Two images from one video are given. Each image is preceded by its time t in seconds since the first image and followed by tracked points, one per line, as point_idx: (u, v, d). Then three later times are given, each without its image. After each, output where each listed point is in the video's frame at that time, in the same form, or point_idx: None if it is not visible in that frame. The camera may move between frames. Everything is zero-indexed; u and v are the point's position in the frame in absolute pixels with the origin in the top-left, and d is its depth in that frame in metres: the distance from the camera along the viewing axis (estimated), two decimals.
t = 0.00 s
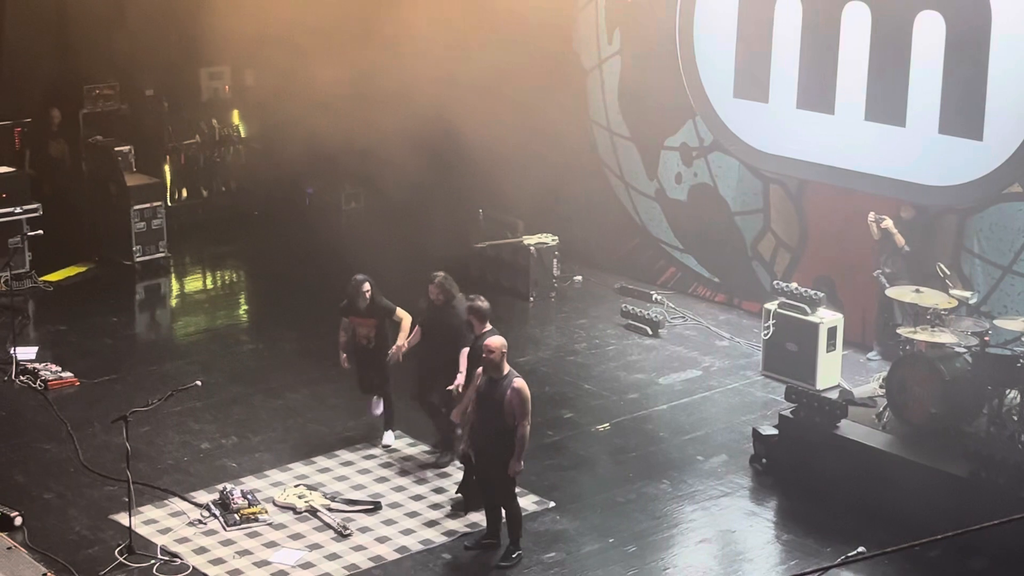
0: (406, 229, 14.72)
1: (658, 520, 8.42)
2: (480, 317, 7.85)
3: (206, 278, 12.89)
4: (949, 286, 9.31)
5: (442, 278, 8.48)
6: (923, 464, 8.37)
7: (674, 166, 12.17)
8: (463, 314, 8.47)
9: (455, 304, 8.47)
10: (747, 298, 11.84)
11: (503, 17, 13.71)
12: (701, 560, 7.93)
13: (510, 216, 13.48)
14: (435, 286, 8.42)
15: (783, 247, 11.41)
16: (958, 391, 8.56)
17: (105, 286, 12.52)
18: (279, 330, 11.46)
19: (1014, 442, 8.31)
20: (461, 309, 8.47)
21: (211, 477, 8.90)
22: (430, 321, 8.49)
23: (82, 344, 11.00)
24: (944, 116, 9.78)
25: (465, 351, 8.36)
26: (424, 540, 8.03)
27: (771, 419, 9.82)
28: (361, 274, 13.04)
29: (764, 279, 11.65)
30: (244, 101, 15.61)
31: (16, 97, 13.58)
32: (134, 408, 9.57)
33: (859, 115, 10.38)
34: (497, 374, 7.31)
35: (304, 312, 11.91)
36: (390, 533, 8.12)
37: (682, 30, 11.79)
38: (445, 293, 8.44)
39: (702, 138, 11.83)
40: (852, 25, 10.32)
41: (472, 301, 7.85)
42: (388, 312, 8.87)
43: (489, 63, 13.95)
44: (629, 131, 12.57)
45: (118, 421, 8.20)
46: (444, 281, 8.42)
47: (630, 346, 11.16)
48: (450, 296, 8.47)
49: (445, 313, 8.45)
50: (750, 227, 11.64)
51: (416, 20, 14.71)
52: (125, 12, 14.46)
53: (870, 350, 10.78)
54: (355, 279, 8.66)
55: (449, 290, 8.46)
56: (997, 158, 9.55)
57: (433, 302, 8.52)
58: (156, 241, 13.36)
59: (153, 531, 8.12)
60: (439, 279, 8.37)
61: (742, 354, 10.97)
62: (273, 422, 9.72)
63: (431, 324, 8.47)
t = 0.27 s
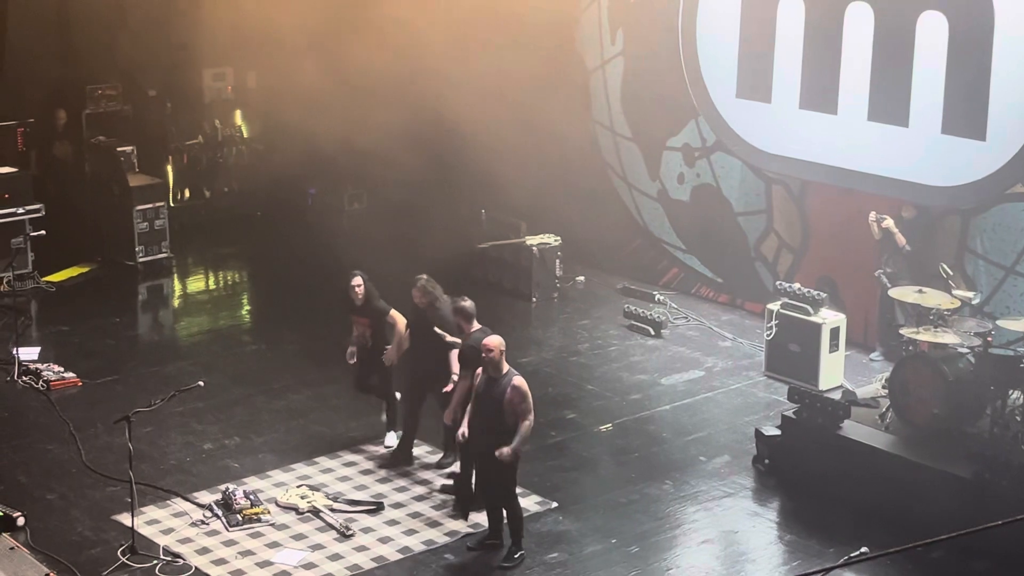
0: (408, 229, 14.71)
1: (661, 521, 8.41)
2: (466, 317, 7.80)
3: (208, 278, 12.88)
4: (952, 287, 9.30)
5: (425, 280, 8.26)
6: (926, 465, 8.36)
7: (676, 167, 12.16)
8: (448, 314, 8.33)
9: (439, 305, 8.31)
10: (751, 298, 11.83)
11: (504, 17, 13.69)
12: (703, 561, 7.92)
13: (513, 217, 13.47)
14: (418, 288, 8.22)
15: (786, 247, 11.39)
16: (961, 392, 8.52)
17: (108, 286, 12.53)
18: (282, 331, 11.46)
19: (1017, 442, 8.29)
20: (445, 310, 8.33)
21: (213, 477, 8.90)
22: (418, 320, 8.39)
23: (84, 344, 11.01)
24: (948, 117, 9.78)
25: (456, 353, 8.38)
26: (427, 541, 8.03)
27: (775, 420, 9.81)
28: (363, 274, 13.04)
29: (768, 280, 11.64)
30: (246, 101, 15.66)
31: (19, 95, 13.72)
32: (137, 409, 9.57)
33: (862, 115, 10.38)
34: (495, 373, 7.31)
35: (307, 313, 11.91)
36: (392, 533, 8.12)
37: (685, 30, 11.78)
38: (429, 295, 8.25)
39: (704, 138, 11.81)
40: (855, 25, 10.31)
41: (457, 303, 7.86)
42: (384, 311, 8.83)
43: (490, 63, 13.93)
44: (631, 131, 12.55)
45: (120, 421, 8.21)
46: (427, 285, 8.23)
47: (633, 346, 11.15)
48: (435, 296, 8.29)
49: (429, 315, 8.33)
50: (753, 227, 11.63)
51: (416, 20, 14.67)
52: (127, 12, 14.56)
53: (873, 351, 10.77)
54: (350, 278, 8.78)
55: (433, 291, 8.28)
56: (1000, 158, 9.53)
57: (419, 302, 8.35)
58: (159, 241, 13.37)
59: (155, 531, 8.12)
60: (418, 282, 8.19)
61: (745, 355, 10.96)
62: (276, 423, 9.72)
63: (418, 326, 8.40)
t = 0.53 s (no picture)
0: (411, 230, 14.72)
1: (663, 521, 8.42)
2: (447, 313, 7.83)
3: (211, 279, 12.87)
4: (955, 288, 9.30)
5: (403, 281, 8.24)
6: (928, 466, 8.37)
7: (678, 168, 12.16)
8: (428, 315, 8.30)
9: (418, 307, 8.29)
10: (753, 299, 11.82)
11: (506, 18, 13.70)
12: (706, 561, 7.93)
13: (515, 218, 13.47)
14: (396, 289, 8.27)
15: (788, 248, 11.38)
16: (965, 392, 8.51)
17: (110, 287, 12.53)
18: (285, 331, 11.48)
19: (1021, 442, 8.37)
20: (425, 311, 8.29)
21: (216, 478, 8.90)
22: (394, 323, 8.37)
23: (86, 345, 11.01)
24: (950, 117, 9.77)
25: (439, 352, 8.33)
26: (429, 542, 8.03)
27: (777, 421, 9.81)
28: (365, 275, 13.05)
29: (770, 280, 11.63)
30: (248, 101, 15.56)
31: (20, 95, 13.54)
32: (139, 410, 9.57)
33: (865, 116, 10.37)
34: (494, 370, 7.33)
35: (309, 313, 11.92)
36: (394, 535, 8.12)
37: (688, 30, 11.78)
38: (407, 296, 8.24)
39: (706, 139, 11.80)
40: (858, 26, 10.31)
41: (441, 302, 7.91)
42: (363, 316, 8.78)
43: (491, 65, 13.93)
44: (633, 132, 12.55)
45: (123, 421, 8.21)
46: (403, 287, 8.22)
47: (635, 347, 11.14)
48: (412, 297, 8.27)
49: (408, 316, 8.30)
50: (755, 228, 11.62)
51: (417, 22, 14.66)
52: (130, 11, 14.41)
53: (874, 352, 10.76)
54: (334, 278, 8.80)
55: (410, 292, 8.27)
56: (1003, 159, 9.52)
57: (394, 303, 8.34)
58: (161, 242, 13.39)
59: (158, 532, 8.13)
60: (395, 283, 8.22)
61: (747, 355, 10.95)
62: (278, 423, 9.72)
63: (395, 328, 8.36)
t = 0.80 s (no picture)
0: (412, 230, 14.72)
1: (665, 521, 8.43)
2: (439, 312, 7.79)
3: (212, 280, 12.87)
4: (957, 288, 9.32)
5: (398, 280, 8.38)
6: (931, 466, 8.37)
7: (679, 168, 12.16)
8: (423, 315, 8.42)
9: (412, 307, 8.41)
10: (755, 299, 11.81)
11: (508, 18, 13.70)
12: (708, 561, 7.93)
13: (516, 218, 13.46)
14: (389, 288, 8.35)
15: (789, 248, 11.38)
16: (966, 392, 8.56)
17: (112, 287, 12.54)
18: (286, 331, 11.48)
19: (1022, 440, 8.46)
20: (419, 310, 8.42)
21: (217, 478, 8.90)
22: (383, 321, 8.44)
23: (88, 345, 11.01)
24: (952, 118, 9.77)
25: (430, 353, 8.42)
26: (431, 542, 8.03)
27: (779, 421, 9.80)
28: (366, 275, 13.05)
29: (772, 281, 11.62)
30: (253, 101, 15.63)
31: (19, 95, 13.52)
32: (141, 410, 9.57)
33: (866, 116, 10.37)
34: (496, 370, 7.33)
35: (311, 313, 11.92)
36: (396, 535, 8.12)
37: (690, 30, 11.77)
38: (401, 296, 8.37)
39: (708, 139, 11.80)
40: (860, 25, 10.31)
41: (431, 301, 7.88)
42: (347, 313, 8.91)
43: (493, 66, 13.92)
44: (635, 132, 12.55)
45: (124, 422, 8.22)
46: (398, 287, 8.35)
47: (636, 347, 11.14)
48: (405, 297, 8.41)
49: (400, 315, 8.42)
50: (757, 228, 11.61)
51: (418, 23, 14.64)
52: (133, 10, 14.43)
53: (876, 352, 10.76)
54: (318, 275, 8.83)
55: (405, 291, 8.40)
56: (1005, 159, 9.52)
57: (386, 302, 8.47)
58: (162, 242, 13.40)
59: (159, 532, 8.13)
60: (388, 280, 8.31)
61: (749, 355, 10.95)
62: (280, 424, 9.73)
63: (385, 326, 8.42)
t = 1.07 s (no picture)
0: (416, 230, 14.76)
1: (666, 520, 8.47)
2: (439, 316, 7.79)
3: (215, 280, 12.90)
4: (958, 287, 9.36)
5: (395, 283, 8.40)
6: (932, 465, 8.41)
7: (681, 168, 12.18)
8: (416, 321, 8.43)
9: (406, 312, 8.42)
10: (756, 299, 11.84)
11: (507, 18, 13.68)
12: (709, 560, 7.97)
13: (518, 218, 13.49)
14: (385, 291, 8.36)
15: (791, 249, 11.40)
16: (967, 391, 8.57)
17: (115, 287, 12.58)
18: (289, 330, 11.51)
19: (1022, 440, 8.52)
20: (413, 316, 8.42)
21: (220, 477, 8.95)
22: (376, 324, 8.45)
23: (91, 345, 11.05)
24: (953, 118, 9.80)
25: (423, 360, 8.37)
26: (433, 541, 8.07)
27: (780, 420, 9.83)
28: (369, 275, 13.08)
29: (773, 281, 11.65)
30: (254, 101, 15.72)
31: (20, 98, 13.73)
32: (144, 409, 9.61)
33: (868, 117, 10.40)
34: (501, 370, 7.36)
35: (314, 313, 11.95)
36: (398, 534, 8.15)
37: (691, 31, 11.80)
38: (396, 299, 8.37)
39: (709, 140, 11.83)
40: (861, 26, 10.34)
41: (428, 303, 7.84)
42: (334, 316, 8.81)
43: (495, 67, 13.93)
44: (637, 132, 12.57)
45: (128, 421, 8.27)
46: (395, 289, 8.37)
47: (638, 347, 11.17)
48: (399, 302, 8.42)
49: (395, 319, 8.41)
50: (759, 228, 11.63)
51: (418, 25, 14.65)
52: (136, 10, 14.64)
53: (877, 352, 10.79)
54: (307, 274, 8.81)
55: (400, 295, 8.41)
56: (1006, 159, 9.55)
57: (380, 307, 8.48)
58: (165, 242, 13.44)
59: (163, 531, 8.17)
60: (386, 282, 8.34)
61: (751, 355, 10.98)
62: (283, 423, 9.76)
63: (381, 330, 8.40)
